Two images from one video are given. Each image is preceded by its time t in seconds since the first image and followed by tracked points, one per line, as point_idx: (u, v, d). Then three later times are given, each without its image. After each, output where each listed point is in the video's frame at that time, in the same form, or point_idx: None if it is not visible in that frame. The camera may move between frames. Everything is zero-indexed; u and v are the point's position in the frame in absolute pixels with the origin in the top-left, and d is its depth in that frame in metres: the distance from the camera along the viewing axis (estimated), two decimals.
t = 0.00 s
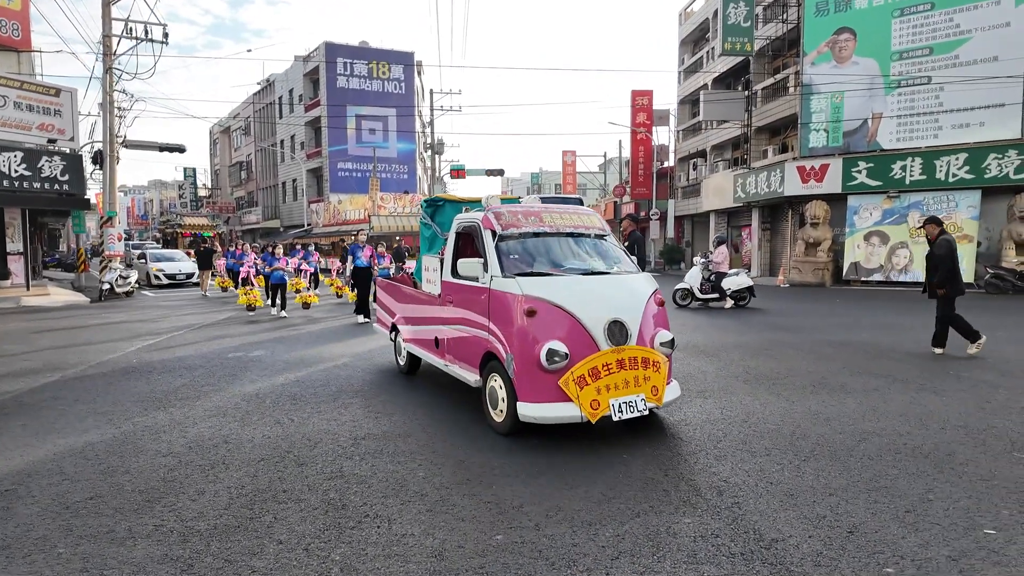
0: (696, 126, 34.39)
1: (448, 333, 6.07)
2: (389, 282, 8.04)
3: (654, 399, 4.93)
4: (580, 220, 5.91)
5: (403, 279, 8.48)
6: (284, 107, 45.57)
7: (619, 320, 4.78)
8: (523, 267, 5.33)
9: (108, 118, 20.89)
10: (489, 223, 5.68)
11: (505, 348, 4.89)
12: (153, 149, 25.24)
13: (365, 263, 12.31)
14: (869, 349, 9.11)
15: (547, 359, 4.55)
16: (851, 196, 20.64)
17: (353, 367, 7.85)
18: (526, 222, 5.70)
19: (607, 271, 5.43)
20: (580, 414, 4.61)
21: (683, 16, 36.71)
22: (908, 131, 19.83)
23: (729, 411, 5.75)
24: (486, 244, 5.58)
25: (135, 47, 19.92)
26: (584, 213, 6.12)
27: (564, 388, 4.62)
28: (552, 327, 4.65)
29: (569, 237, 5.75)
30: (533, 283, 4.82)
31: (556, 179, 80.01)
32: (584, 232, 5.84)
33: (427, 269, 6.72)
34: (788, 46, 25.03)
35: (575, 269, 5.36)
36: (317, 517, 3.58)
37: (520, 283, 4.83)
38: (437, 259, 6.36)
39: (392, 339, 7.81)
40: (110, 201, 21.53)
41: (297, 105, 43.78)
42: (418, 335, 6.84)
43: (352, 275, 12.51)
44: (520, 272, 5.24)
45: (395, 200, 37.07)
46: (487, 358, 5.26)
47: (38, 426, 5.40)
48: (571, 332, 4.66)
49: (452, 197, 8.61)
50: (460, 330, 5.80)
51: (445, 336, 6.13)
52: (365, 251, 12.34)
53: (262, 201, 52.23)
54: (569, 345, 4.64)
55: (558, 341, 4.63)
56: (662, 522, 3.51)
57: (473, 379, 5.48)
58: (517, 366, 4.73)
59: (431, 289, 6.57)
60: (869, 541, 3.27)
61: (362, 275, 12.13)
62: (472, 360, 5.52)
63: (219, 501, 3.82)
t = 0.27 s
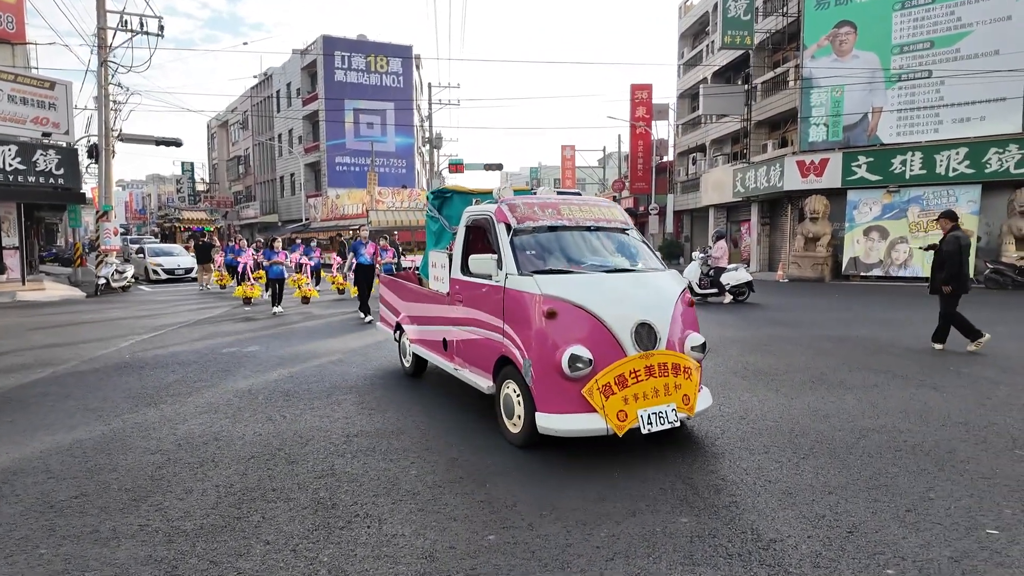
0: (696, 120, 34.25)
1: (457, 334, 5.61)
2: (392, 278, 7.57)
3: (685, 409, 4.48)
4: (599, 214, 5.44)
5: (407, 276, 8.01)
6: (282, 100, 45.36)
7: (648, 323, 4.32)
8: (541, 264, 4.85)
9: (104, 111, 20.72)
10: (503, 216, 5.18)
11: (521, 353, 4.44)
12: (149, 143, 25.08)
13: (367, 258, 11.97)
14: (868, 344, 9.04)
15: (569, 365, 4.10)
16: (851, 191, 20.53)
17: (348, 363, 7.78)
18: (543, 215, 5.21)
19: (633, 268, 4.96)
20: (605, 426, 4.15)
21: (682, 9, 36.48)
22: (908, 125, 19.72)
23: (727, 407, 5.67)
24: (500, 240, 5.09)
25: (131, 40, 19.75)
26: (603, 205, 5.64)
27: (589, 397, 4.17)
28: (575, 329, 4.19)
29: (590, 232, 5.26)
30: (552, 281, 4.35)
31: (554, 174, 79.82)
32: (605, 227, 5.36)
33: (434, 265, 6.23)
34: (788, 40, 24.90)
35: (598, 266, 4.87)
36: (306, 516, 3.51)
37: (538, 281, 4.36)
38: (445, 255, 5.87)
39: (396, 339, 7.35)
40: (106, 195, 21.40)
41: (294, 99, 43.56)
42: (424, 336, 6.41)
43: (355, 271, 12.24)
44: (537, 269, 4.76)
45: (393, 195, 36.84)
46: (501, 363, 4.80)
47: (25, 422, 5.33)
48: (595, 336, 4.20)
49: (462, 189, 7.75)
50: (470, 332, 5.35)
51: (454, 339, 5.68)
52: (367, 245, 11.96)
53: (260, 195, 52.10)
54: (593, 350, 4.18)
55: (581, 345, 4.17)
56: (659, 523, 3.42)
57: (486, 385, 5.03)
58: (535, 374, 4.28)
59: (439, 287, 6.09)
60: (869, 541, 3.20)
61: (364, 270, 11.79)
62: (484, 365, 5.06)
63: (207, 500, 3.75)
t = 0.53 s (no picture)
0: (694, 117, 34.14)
1: (467, 343, 5.16)
2: (395, 279, 7.11)
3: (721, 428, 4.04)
4: (623, 212, 4.98)
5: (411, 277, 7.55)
6: (279, 97, 45.13)
7: (683, 333, 3.88)
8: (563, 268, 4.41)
9: (97, 108, 20.52)
10: (519, 214, 4.72)
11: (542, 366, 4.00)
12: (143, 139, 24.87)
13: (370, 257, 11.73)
14: (868, 344, 8.96)
15: (595, 382, 3.66)
16: (849, 188, 20.45)
17: (342, 363, 7.67)
18: (563, 214, 4.75)
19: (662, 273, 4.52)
20: (637, 450, 3.71)
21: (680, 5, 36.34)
22: (907, 122, 19.64)
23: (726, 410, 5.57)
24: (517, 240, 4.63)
25: (125, 35, 19.55)
26: (625, 203, 5.19)
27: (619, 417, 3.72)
28: (603, 341, 3.74)
29: (614, 232, 4.82)
30: (575, 287, 3.91)
31: (552, 171, 79.65)
32: (630, 227, 4.92)
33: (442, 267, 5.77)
34: (786, 36, 24.79)
35: (624, 272, 4.46)
36: (295, 527, 3.41)
37: (559, 287, 3.93)
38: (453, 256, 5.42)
39: (401, 344, 6.89)
40: (99, 192, 21.22)
41: (290, 95, 43.32)
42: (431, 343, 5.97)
43: (356, 270, 11.88)
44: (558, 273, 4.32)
45: (390, 192, 36.58)
46: (518, 375, 4.36)
47: (10, 426, 5.22)
48: (626, 349, 3.75)
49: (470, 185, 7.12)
50: (482, 341, 4.91)
51: (464, 347, 5.24)
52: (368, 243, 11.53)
53: (256, 192, 51.88)
54: (623, 364, 3.74)
55: (609, 358, 3.73)
56: (658, 534, 3.32)
57: (501, 400, 4.58)
58: (558, 392, 3.84)
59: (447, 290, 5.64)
60: (872, 551, 3.12)
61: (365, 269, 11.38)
62: (499, 377, 4.62)
63: (193, 509, 3.66)
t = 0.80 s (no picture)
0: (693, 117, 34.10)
1: (487, 357, 4.74)
2: (405, 285, 6.69)
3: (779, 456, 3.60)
4: (659, 214, 4.53)
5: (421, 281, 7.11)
6: (276, 96, 44.96)
7: (735, 350, 3.47)
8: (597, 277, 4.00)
9: (93, 107, 20.37)
10: (548, 215, 4.29)
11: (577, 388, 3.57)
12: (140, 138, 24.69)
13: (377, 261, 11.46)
14: (870, 346, 8.88)
15: (640, 406, 3.23)
16: (848, 189, 20.39)
17: (340, 366, 7.58)
18: (595, 216, 4.29)
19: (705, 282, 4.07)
20: (687, 484, 3.27)
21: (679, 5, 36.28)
22: (906, 122, 19.58)
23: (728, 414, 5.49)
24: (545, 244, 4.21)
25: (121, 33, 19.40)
26: (660, 203, 4.73)
27: (667, 446, 3.29)
28: (647, 359, 3.33)
29: (651, 236, 4.36)
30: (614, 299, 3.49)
31: (550, 171, 79.65)
32: (667, 229, 4.46)
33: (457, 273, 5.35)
34: (786, 36, 24.73)
35: (665, 281, 4.04)
36: (290, 539, 3.32)
37: (596, 298, 3.52)
38: (471, 262, 5.01)
39: (411, 355, 6.45)
40: (95, 192, 21.11)
41: (288, 94, 43.17)
42: (445, 355, 5.55)
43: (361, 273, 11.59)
44: (593, 283, 3.91)
45: (388, 191, 36.57)
46: (547, 396, 3.93)
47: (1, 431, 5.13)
48: (673, 368, 3.34)
49: (490, 185, 6.68)
50: (505, 356, 4.49)
51: (483, 362, 4.81)
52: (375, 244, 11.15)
53: (253, 191, 51.75)
54: (671, 385, 3.33)
55: (655, 379, 3.32)
56: (667, 548, 3.23)
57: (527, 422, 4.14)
58: (596, 416, 3.41)
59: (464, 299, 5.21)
60: (885, 566, 3.03)
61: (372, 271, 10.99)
62: (525, 397, 4.19)
63: (187, 520, 3.56)
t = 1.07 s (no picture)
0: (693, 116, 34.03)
1: (507, 368, 4.31)
2: (413, 287, 6.25)
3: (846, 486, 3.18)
4: (703, 211, 4.01)
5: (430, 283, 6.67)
6: (275, 95, 44.86)
7: (798, 365, 3.06)
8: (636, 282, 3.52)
9: (90, 106, 20.27)
10: (579, 210, 3.80)
11: (617, 408, 3.14)
12: (138, 138, 24.53)
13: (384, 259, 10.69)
14: (872, 346, 8.81)
15: (695, 432, 2.83)
16: (849, 188, 20.32)
17: (336, 368, 7.49)
18: (632, 211, 3.78)
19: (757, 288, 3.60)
20: (748, 521, 2.87)
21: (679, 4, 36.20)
22: (907, 122, 19.50)
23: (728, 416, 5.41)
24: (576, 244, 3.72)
25: (118, 32, 19.28)
26: (703, 197, 4.21)
27: (724, 477, 2.89)
28: (700, 377, 2.91)
29: (694, 235, 3.87)
30: (661, 305, 3.05)
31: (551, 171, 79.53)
32: (711, 227, 3.96)
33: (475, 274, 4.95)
34: (786, 35, 24.67)
35: (714, 285, 3.56)
36: (282, 545, 3.25)
37: (639, 305, 3.08)
38: (490, 263, 4.61)
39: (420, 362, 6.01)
40: (92, 191, 21.02)
41: (287, 94, 43.04)
42: (459, 365, 5.11)
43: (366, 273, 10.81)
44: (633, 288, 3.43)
45: (387, 191, 36.27)
46: (580, 415, 3.50)
47: None
48: (730, 387, 2.93)
49: (510, 179, 6.15)
50: (528, 368, 4.05)
51: (503, 374, 4.38)
52: (381, 244, 10.72)
53: (252, 191, 51.65)
54: (728, 406, 2.91)
55: (710, 399, 2.90)
56: (667, 554, 3.15)
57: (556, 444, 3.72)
58: (641, 442, 2.98)
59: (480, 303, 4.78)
60: (891, 571, 2.97)
61: (378, 271, 10.56)
62: (552, 414, 3.76)
63: (177, 525, 3.48)
